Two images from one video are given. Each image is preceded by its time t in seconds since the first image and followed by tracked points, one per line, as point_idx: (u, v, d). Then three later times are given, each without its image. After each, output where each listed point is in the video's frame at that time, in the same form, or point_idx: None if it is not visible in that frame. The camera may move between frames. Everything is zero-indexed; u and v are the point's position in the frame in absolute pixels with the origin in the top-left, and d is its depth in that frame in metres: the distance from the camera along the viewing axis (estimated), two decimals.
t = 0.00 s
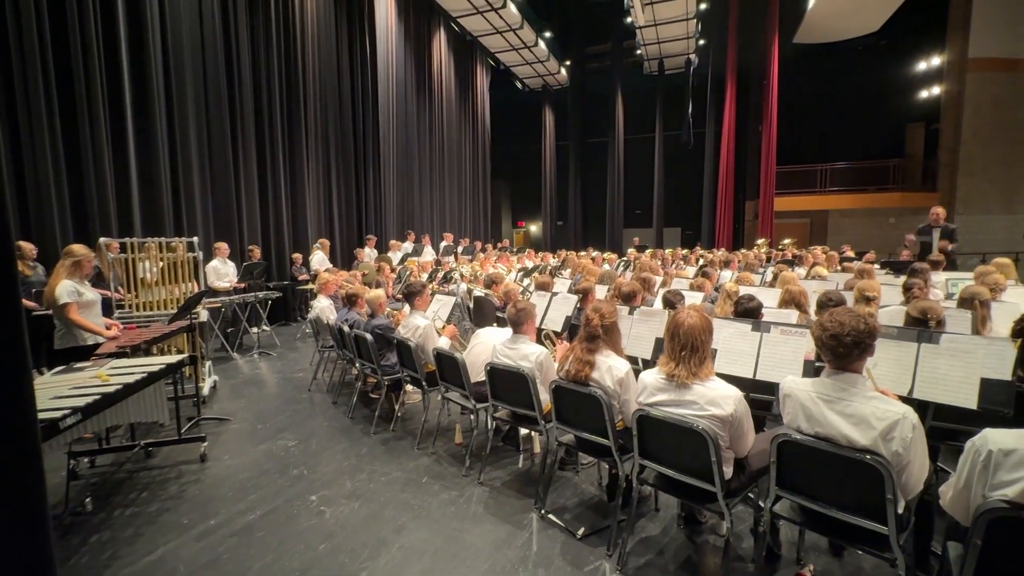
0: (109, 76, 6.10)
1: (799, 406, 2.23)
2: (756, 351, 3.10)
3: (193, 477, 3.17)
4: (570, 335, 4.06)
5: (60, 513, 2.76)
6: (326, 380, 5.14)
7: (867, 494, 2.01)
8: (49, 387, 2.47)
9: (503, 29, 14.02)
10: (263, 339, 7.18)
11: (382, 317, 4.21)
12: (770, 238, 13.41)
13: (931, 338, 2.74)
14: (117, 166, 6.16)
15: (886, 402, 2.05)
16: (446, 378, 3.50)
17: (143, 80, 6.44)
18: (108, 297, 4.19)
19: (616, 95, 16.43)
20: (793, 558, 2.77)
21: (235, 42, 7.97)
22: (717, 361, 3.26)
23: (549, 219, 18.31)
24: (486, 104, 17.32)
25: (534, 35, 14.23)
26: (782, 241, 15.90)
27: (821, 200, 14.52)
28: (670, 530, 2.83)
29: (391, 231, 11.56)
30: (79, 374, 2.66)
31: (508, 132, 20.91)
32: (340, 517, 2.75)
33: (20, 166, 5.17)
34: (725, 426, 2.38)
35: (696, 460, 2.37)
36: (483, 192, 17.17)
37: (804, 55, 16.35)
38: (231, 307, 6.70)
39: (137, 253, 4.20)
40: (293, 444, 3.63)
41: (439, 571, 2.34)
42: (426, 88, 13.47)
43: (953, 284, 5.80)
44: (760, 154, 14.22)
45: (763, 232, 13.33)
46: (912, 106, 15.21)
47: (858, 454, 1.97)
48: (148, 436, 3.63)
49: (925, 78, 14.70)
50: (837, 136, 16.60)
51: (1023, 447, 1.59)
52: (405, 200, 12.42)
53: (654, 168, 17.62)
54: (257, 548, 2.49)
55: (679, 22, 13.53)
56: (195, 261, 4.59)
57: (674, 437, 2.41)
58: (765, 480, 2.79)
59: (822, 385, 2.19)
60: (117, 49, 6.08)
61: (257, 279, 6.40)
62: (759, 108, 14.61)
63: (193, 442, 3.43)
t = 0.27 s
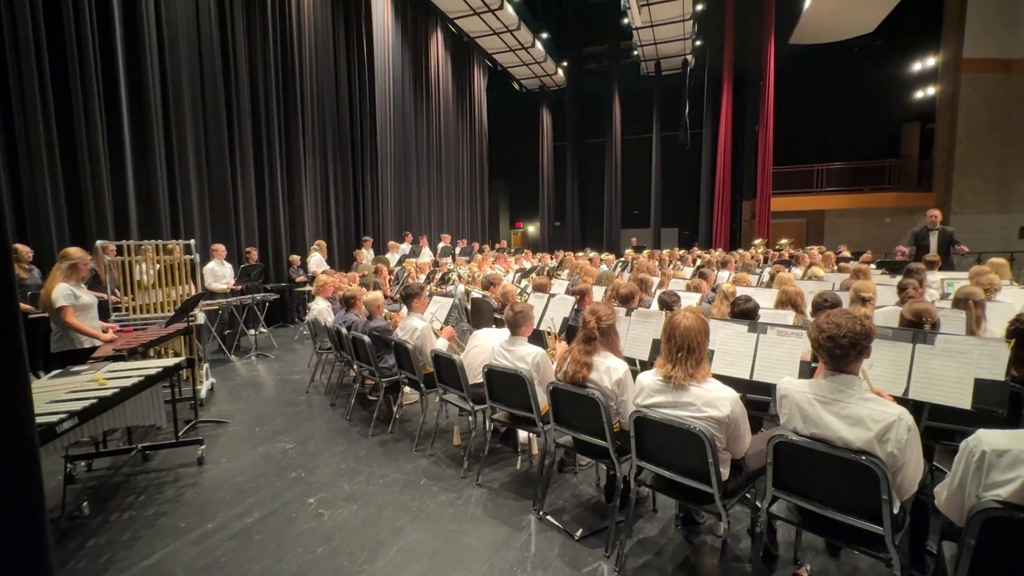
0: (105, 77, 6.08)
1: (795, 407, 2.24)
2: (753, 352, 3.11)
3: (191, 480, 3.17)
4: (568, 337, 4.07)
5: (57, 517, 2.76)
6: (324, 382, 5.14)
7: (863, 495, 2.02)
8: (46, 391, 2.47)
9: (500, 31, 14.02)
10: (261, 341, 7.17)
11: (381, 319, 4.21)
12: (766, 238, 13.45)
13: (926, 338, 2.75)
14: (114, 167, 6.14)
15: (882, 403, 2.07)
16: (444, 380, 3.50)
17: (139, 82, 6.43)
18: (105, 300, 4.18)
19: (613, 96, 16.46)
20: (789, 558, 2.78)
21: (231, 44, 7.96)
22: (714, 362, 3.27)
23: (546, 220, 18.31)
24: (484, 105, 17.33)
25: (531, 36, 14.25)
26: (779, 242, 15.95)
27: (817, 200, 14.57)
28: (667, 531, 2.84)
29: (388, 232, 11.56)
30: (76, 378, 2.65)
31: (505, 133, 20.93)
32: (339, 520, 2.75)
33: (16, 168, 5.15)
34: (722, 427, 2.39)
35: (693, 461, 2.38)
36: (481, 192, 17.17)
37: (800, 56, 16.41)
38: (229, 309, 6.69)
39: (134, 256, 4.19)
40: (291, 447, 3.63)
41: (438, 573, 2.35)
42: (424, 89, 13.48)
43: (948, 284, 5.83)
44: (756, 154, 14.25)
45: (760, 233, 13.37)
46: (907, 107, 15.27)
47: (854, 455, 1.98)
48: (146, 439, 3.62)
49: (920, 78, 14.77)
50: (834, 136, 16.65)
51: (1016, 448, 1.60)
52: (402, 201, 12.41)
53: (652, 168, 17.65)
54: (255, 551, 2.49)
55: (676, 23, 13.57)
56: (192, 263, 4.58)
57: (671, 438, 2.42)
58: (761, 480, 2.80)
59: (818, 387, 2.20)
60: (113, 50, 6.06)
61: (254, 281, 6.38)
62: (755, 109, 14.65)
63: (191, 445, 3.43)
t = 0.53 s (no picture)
0: (103, 79, 6.08)
1: (793, 407, 2.25)
2: (751, 353, 3.12)
3: (190, 482, 3.17)
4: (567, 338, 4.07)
5: (56, 520, 2.76)
6: (323, 384, 5.14)
7: (861, 495, 2.03)
8: (46, 394, 2.47)
9: (498, 32, 14.03)
10: (260, 343, 7.16)
11: (380, 321, 4.21)
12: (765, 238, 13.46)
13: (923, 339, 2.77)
14: (113, 169, 6.14)
15: (880, 405, 2.07)
16: (444, 382, 3.51)
17: (138, 84, 6.42)
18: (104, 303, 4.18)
19: (611, 97, 16.47)
20: (788, 559, 2.79)
21: (230, 46, 7.96)
22: (713, 363, 3.27)
23: (545, 221, 18.32)
24: (482, 106, 17.34)
25: (530, 38, 14.27)
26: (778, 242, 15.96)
27: (816, 201, 14.58)
28: (667, 532, 2.84)
29: (387, 233, 11.55)
30: (76, 381, 2.65)
31: (503, 134, 20.95)
32: (338, 522, 2.75)
33: (14, 171, 5.14)
34: (721, 428, 2.40)
35: (692, 463, 2.38)
36: (480, 193, 17.17)
37: (798, 57, 16.44)
38: (228, 312, 6.68)
39: (133, 258, 4.18)
40: (291, 449, 3.63)
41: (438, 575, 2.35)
42: (422, 90, 13.48)
43: (946, 284, 5.84)
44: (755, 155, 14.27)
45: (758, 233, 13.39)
46: (905, 107, 15.30)
47: (852, 456, 1.99)
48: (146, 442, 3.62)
49: (918, 79, 14.80)
50: (832, 137, 16.67)
51: (1011, 448, 1.60)
52: (402, 202, 12.41)
53: (651, 169, 17.66)
54: (255, 553, 2.49)
55: (674, 24, 13.59)
56: (191, 265, 4.57)
57: (670, 439, 2.42)
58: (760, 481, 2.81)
59: (816, 388, 2.21)
60: (111, 52, 6.06)
61: (253, 283, 6.38)
62: (754, 109, 14.68)
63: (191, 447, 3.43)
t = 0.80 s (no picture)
0: (101, 80, 6.07)
1: (790, 406, 2.26)
2: (749, 353, 3.13)
3: (189, 484, 3.16)
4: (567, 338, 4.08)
5: (55, 523, 2.75)
6: (322, 385, 5.13)
7: (859, 494, 2.04)
8: (44, 396, 2.47)
9: (496, 32, 14.03)
10: (258, 344, 7.14)
11: (379, 322, 4.21)
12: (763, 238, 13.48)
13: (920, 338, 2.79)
14: (110, 171, 6.13)
15: (877, 404, 2.08)
16: (443, 383, 3.51)
17: (136, 85, 6.41)
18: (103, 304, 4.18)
19: (610, 97, 16.48)
20: (787, 558, 2.79)
21: (228, 46, 7.95)
22: (711, 364, 3.28)
23: (544, 221, 18.32)
24: (481, 107, 17.34)
25: (528, 38, 14.28)
26: (776, 242, 15.99)
27: (814, 200, 14.60)
28: (666, 532, 2.85)
29: (386, 234, 11.55)
30: (75, 383, 2.65)
31: (501, 134, 20.96)
32: (338, 523, 2.75)
33: (12, 172, 5.13)
34: (719, 428, 2.41)
35: (691, 462, 2.39)
36: (478, 194, 17.16)
37: (796, 57, 16.48)
38: (226, 313, 6.67)
39: (132, 260, 4.18)
40: (290, 450, 3.63)
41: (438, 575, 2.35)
42: (421, 91, 13.48)
43: (944, 284, 5.86)
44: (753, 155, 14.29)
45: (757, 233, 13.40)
46: (903, 107, 15.34)
47: (849, 455, 2.00)
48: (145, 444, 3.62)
49: (915, 79, 14.85)
50: (830, 136, 16.70)
51: (1007, 447, 1.61)
52: (400, 203, 12.40)
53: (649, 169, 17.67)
54: (255, 554, 2.49)
55: (672, 24, 13.61)
56: (189, 266, 4.59)
57: (668, 439, 2.43)
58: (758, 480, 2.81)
59: (814, 388, 2.22)
60: (109, 53, 6.05)
61: (252, 284, 6.37)
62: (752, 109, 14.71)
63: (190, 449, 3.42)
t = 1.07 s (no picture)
0: (93, 80, 6.02)
1: (785, 406, 2.26)
2: (745, 352, 3.14)
3: (184, 487, 3.14)
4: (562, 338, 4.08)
5: (47, 527, 2.72)
6: (318, 386, 5.11)
7: (853, 492, 2.05)
8: (35, 398, 2.44)
9: (492, 33, 14.04)
10: (253, 345, 7.11)
11: (375, 322, 4.20)
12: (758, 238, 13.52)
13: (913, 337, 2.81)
14: (102, 171, 6.08)
15: (870, 403, 2.09)
16: (439, 383, 3.50)
17: (128, 84, 6.36)
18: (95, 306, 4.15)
19: (605, 97, 16.50)
20: (782, 557, 2.81)
21: (221, 46, 7.91)
22: (707, 363, 3.29)
23: (539, 222, 18.32)
24: (476, 107, 17.33)
25: (523, 39, 14.29)
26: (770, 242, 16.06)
27: (808, 201, 14.67)
28: (662, 532, 2.85)
29: (381, 235, 11.52)
30: (67, 385, 2.62)
31: (497, 135, 20.96)
32: (334, 525, 2.74)
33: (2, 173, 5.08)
34: (714, 428, 2.42)
35: (687, 462, 2.39)
36: (474, 194, 17.14)
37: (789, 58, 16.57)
38: (221, 314, 6.63)
39: (124, 261, 4.16)
40: (285, 452, 3.61)
41: None
42: (416, 91, 13.46)
43: (936, 283, 5.90)
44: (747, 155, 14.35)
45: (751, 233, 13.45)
46: (895, 107, 15.45)
47: (843, 454, 2.01)
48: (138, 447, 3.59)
49: (907, 79, 14.95)
50: (823, 137, 16.79)
51: (1000, 445, 1.62)
52: (395, 204, 12.37)
53: (644, 170, 17.70)
54: (249, 557, 2.47)
55: (667, 25, 13.65)
56: (183, 268, 4.57)
57: (664, 439, 2.43)
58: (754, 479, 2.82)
59: (808, 388, 2.23)
60: (102, 53, 6.01)
61: (246, 285, 6.33)
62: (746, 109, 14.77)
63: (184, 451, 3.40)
